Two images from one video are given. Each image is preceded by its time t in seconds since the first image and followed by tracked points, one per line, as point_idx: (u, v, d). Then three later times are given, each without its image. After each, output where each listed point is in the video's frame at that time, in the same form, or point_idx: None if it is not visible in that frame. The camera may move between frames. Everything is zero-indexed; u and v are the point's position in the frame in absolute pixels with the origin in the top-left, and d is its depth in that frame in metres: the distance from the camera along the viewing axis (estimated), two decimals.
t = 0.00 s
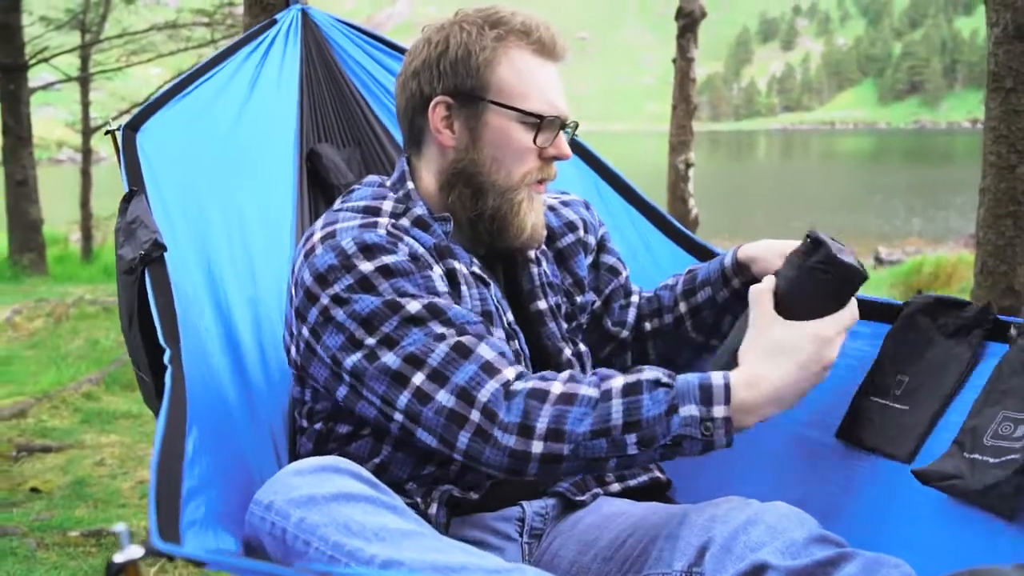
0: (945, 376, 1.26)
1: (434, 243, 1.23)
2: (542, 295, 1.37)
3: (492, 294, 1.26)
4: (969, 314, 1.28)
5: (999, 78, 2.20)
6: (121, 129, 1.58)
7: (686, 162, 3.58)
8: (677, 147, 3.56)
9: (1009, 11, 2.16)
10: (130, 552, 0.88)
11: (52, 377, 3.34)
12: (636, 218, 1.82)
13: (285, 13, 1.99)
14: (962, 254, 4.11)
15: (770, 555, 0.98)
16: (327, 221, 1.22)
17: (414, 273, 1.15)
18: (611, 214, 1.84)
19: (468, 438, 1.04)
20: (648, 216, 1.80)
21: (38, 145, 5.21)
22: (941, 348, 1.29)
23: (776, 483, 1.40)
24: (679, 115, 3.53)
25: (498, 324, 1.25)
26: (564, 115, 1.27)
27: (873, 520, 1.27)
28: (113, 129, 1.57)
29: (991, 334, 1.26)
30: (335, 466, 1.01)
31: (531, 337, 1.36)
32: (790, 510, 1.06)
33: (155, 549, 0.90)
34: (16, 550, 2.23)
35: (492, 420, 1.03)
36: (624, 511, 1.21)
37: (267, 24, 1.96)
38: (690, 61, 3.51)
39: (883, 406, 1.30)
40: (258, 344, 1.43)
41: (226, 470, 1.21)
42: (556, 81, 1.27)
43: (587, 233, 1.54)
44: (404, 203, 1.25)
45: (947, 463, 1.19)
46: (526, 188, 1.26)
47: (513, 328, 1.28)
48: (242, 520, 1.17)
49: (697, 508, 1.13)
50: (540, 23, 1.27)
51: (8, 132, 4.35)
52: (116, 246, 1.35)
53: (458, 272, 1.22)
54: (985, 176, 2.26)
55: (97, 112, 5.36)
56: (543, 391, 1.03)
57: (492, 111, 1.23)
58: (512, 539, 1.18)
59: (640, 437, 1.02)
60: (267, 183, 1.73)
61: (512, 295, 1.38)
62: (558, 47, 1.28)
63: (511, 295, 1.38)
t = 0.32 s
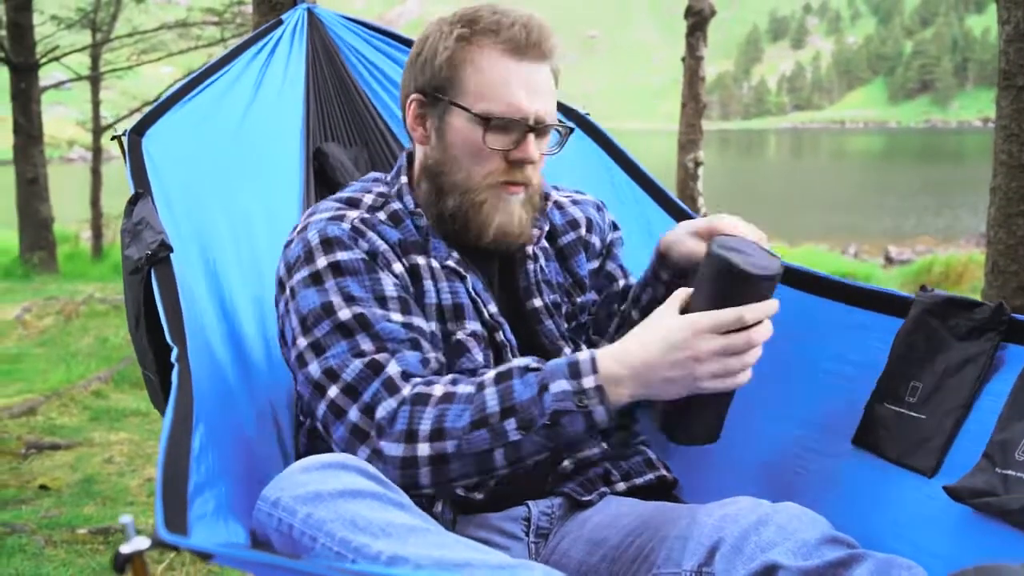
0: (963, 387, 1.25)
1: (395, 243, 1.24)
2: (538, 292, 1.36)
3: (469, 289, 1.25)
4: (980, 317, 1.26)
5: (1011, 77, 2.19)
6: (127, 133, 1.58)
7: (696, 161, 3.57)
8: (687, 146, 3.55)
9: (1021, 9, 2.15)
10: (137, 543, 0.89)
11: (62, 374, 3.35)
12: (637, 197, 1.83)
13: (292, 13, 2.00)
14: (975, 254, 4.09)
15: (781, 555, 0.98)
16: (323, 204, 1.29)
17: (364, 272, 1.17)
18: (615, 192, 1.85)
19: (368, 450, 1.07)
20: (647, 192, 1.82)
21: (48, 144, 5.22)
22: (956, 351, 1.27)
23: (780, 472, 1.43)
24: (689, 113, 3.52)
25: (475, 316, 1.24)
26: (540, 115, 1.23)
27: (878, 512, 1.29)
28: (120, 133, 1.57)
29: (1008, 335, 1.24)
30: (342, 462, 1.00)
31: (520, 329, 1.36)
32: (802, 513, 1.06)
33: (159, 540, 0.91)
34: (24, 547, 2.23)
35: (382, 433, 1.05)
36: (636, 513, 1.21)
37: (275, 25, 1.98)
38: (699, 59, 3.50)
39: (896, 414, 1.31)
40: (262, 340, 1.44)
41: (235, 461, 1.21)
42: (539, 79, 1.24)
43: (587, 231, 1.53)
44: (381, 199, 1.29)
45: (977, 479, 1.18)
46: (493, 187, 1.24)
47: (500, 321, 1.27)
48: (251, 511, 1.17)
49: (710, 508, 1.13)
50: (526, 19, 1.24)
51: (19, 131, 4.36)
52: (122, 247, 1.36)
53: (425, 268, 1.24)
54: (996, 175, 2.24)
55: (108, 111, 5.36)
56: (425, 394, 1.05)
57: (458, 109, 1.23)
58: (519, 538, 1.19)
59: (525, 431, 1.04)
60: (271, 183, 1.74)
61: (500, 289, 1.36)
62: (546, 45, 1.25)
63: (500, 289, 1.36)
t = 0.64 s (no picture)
0: (987, 387, 1.27)
1: (349, 240, 1.30)
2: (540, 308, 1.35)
3: (428, 287, 1.30)
4: (1005, 316, 1.26)
5: None
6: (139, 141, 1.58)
7: (707, 161, 3.55)
8: (698, 145, 3.53)
9: None
10: (151, 535, 0.89)
11: (74, 372, 3.36)
12: (647, 177, 1.85)
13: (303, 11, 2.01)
14: (990, 253, 4.06)
15: (802, 559, 1.00)
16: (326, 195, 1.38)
17: (303, 271, 1.26)
18: (628, 176, 1.89)
19: (258, 430, 1.21)
20: (659, 175, 1.82)
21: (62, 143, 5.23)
22: (979, 351, 1.28)
23: (790, 468, 1.45)
24: (701, 112, 3.50)
25: (431, 315, 1.29)
26: (428, 114, 1.30)
27: (895, 514, 1.32)
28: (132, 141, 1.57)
29: None
30: (356, 459, 1.01)
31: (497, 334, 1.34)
32: (821, 515, 1.07)
33: (174, 532, 0.91)
34: (37, 544, 2.25)
35: (267, 422, 1.18)
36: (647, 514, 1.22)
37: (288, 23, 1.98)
38: (712, 58, 3.48)
39: (918, 415, 1.33)
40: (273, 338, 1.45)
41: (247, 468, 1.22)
42: (447, 80, 1.30)
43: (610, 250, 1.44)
44: (369, 195, 1.37)
45: (1002, 483, 1.19)
46: (406, 188, 1.32)
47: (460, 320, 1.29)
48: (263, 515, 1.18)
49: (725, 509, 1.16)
50: (447, 20, 1.31)
51: (33, 130, 4.36)
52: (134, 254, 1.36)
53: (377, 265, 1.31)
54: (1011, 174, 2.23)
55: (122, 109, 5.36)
56: (300, 384, 1.16)
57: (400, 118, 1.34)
58: (529, 539, 1.20)
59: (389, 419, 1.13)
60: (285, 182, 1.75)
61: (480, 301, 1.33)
62: (467, 48, 1.31)
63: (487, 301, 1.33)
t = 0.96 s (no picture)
0: (1008, 385, 1.25)
1: (345, 236, 1.36)
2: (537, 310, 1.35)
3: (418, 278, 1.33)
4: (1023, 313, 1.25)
5: None
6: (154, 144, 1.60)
7: (722, 160, 3.53)
8: (714, 144, 3.50)
9: None
10: (176, 525, 0.91)
11: (90, 371, 3.37)
12: (663, 175, 1.85)
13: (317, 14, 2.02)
14: (1008, 253, 4.03)
15: (823, 555, 0.99)
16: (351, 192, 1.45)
17: (299, 262, 1.35)
18: (645, 172, 1.89)
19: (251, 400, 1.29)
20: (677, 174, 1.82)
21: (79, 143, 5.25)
22: (999, 348, 1.27)
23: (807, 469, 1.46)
24: (716, 111, 3.47)
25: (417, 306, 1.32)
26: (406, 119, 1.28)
27: (916, 514, 1.33)
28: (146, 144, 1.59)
29: None
30: (379, 450, 1.05)
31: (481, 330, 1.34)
32: (841, 513, 1.06)
33: (200, 521, 0.92)
34: (52, 542, 2.26)
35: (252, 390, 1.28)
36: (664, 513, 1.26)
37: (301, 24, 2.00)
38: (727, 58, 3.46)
39: (937, 414, 1.33)
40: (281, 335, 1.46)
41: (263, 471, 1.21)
42: (424, 86, 1.29)
43: (617, 255, 1.41)
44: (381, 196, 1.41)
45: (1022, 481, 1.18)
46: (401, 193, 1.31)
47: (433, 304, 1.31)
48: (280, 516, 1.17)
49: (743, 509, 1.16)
50: (440, 27, 1.30)
51: (50, 130, 4.37)
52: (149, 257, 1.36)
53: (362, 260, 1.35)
54: None
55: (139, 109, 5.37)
56: (275, 350, 1.28)
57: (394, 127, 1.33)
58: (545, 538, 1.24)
59: (337, 374, 1.22)
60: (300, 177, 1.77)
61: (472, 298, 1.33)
62: (441, 51, 1.29)
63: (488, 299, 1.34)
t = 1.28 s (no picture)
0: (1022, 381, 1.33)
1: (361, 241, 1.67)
2: (503, 302, 1.52)
3: (403, 267, 1.60)
4: None
5: None
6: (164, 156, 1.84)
7: (732, 158, 3.50)
8: (723, 143, 3.47)
9: None
10: (192, 501, 0.91)
11: (98, 368, 3.38)
12: (671, 168, 1.89)
13: (323, 17, 2.24)
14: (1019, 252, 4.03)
15: (834, 551, 1.00)
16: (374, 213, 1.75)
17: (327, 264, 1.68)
18: (654, 166, 1.92)
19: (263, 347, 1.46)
20: (683, 166, 1.86)
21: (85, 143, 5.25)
22: (1013, 345, 1.34)
23: (820, 462, 1.53)
24: (725, 110, 3.45)
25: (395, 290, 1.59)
26: (402, 124, 1.53)
27: (927, 507, 1.40)
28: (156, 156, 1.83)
29: None
30: (399, 423, 1.08)
31: (462, 321, 1.53)
32: (852, 509, 1.09)
33: (215, 498, 0.93)
34: (58, 540, 2.28)
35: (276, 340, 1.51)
36: (663, 509, 1.33)
37: (306, 29, 2.23)
38: (736, 56, 3.44)
39: (951, 409, 1.39)
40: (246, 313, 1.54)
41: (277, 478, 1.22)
42: (414, 89, 1.54)
43: (579, 243, 1.51)
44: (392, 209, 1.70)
45: None
46: (408, 193, 1.56)
47: (413, 295, 1.54)
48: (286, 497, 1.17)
49: (751, 506, 1.18)
50: (426, 39, 1.54)
51: (59, 129, 4.34)
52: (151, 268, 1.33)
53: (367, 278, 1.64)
54: None
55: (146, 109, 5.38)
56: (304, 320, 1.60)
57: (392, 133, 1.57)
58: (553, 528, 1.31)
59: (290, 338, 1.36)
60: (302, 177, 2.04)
61: (458, 293, 1.55)
62: (427, 57, 1.53)
63: (472, 295, 1.55)
